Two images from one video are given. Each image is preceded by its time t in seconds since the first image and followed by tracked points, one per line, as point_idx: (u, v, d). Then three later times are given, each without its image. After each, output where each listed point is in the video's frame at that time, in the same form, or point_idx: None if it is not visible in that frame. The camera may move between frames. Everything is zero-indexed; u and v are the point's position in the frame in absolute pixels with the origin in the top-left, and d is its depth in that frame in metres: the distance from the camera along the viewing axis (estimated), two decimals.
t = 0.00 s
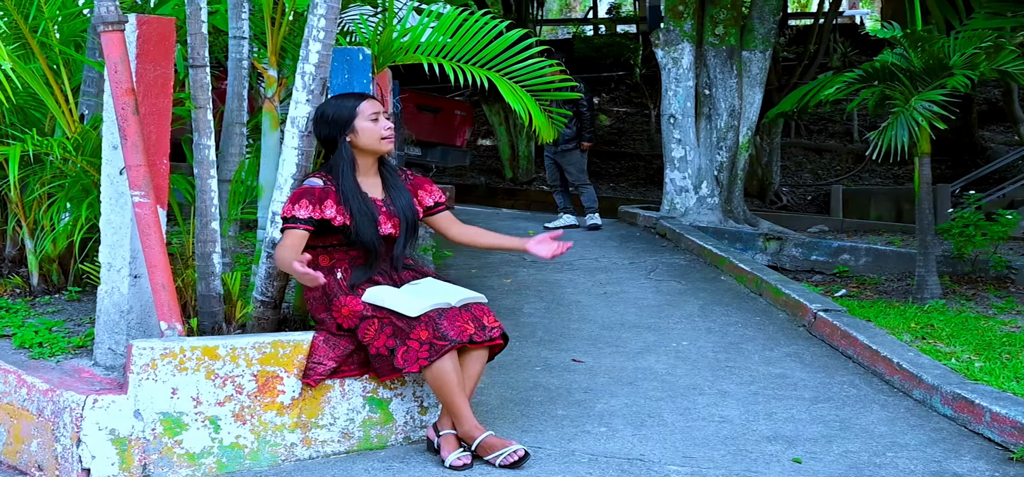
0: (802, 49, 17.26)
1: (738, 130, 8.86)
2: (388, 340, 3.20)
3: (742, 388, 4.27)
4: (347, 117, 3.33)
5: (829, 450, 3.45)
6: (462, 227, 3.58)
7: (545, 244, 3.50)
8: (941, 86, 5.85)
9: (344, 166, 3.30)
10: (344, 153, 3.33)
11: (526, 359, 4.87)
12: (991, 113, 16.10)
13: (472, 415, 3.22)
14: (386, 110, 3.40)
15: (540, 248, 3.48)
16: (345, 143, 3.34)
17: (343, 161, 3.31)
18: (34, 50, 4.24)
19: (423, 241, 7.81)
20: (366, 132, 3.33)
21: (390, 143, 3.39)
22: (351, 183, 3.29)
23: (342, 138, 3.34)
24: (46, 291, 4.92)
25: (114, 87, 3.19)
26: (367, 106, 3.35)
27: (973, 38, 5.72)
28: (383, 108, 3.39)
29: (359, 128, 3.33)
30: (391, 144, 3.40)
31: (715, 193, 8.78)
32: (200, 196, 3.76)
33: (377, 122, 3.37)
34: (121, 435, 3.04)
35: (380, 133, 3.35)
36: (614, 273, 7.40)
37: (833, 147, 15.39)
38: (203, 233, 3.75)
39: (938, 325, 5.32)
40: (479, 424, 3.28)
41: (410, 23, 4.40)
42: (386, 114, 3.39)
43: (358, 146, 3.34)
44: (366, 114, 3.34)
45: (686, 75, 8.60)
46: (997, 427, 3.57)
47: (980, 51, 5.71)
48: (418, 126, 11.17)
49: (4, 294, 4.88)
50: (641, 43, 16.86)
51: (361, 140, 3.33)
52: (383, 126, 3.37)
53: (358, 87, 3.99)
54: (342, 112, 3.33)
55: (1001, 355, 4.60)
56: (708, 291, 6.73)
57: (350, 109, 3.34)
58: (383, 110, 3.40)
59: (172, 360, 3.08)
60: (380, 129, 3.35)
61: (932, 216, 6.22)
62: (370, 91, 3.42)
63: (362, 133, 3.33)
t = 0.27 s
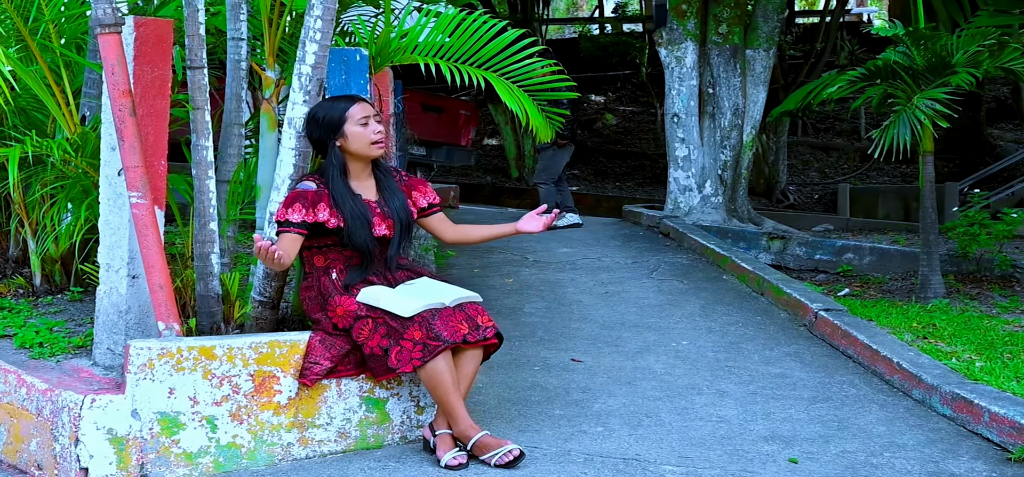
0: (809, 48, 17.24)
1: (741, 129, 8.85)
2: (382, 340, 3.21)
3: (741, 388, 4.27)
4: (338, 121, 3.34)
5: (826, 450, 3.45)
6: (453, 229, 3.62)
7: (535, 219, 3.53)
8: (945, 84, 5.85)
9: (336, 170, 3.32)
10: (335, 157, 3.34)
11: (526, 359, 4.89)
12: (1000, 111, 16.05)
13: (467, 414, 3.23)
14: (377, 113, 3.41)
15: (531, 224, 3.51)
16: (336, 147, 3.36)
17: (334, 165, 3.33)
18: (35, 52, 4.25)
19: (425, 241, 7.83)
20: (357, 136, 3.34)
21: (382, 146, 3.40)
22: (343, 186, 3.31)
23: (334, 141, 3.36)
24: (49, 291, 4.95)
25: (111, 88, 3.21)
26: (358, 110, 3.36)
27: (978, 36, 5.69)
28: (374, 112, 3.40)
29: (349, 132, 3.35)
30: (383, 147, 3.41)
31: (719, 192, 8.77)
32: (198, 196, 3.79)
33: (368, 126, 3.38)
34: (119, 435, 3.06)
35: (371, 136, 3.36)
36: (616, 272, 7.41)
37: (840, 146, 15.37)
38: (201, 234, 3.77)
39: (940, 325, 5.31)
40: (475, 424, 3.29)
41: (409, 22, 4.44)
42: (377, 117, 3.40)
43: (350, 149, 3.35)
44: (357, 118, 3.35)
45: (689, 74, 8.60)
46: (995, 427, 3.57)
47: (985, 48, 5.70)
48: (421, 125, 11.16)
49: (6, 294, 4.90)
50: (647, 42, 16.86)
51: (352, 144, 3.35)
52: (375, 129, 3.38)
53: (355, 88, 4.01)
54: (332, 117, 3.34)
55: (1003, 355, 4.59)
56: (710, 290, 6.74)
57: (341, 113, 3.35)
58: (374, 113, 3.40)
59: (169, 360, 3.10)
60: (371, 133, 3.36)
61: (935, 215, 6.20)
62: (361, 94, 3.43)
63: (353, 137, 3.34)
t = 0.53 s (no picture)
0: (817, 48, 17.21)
1: (746, 130, 8.82)
2: (379, 339, 3.22)
3: (740, 390, 4.25)
4: (346, 120, 3.36)
5: (824, 452, 3.44)
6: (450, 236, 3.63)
7: (530, 221, 3.53)
8: (950, 84, 5.84)
9: (342, 168, 3.35)
10: (342, 155, 3.36)
11: (526, 359, 4.90)
12: (1010, 112, 16.00)
13: (464, 414, 3.24)
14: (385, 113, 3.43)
15: (525, 226, 3.51)
16: (344, 145, 3.38)
17: (341, 163, 3.35)
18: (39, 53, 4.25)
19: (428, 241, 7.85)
20: (364, 135, 3.36)
21: (389, 146, 3.42)
22: (348, 184, 3.33)
23: (341, 139, 3.38)
24: (52, 290, 4.97)
25: (110, 88, 3.23)
26: (366, 109, 3.38)
27: (983, 35, 5.68)
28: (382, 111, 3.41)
29: (356, 130, 3.37)
30: (390, 147, 3.42)
31: (723, 193, 8.77)
32: (198, 196, 3.81)
33: (376, 125, 3.40)
34: (118, 433, 3.08)
35: (377, 135, 3.37)
36: (619, 273, 7.41)
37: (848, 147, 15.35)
38: (201, 233, 3.79)
39: (943, 326, 5.29)
40: (471, 424, 3.30)
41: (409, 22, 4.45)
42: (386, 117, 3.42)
43: (357, 148, 3.37)
44: (365, 116, 3.37)
45: (694, 74, 8.61)
46: (996, 430, 3.56)
47: (990, 48, 5.69)
48: (426, 126, 11.12)
49: (10, 293, 4.92)
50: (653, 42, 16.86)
51: (359, 143, 3.37)
52: (382, 129, 3.40)
53: (355, 88, 4.03)
54: (341, 115, 3.36)
55: (1006, 357, 4.57)
56: (712, 291, 6.74)
57: (349, 112, 3.37)
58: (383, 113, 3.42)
59: (167, 359, 3.12)
60: (377, 132, 3.38)
61: (940, 216, 6.18)
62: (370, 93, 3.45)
63: (360, 135, 3.36)
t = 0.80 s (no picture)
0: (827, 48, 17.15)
1: (755, 130, 8.79)
2: (380, 337, 3.22)
3: (745, 390, 4.18)
4: (357, 119, 3.38)
5: (827, 454, 3.42)
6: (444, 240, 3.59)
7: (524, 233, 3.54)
8: (959, 84, 5.82)
9: (353, 166, 3.36)
10: (352, 154, 3.38)
11: (530, 359, 4.89)
12: None
13: (465, 414, 3.24)
14: (398, 113, 3.42)
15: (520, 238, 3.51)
16: (354, 144, 3.40)
17: (353, 161, 3.36)
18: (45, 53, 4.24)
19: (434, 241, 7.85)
20: (372, 135, 3.37)
21: (398, 147, 3.41)
22: (357, 182, 3.33)
23: (352, 138, 3.40)
24: (58, 289, 4.97)
25: (114, 88, 3.23)
26: (378, 109, 3.38)
27: (992, 35, 5.71)
28: (394, 113, 3.41)
29: (366, 130, 3.38)
30: (398, 148, 3.41)
31: (732, 193, 8.74)
32: (201, 195, 3.82)
33: (386, 125, 3.39)
34: (119, 432, 3.09)
35: (385, 137, 3.37)
36: (625, 273, 7.40)
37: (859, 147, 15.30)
38: (204, 233, 3.80)
39: (950, 328, 5.26)
40: (472, 424, 3.29)
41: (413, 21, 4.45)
42: (397, 119, 3.41)
43: (366, 148, 3.39)
44: (375, 117, 3.37)
45: (702, 74, 8.58)
46: (1001, 433, 3.53)
47: (999, 48, 5.71)
48: (433, 126, 11.14)
49: (17, 292, 4.93)
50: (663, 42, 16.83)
51: (367, 143, 3.38)
52: (391, 130, 3.39)
53: (358, 88, 4.05)
54: (353, 113, 3.38)
55: (1013, 359, 4.54)
56: (718, 292, 6.72)
57: (361, 111, 3.38)
58: (395, 113, 3.41)
59: (169, 358, 3.13)
60: (386, 133, 3.37)
61: (949, 216, 6.15)
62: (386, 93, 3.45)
63: (369, 135, 3.37)
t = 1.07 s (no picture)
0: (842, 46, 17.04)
1: (767, 129, 8.75)
2: (382, 337, 3.21)
3: (751, 391, 4.15)
4: (359, 120, 3.38)
5: (832, 456, 3.38)
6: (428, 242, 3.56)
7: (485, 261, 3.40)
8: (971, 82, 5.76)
9: (354, 167, 3.36)
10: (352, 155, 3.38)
11: (535, 360, 4.87)
12: None
13: (467, 415, 3.22)
14: (397, 117, 3.35)
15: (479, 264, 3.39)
16: (358, 145, 3.40)
17: (354, 162, 3.37)
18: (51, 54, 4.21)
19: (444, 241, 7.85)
20: (369, 138, 3.35)
21: (394, 151, 3.35)
22: (357, 183, 3.32)
23: (356, 139, 3.40)
24: (65, 289, 4.96)
25: (115, 88, 3.22)
26: (376, 112, 3.35)
27: (1006, 32, 5.64)
28: (393, 116, 3.35)
29: (366, 132, 3.37)
30: (394, 152, 3.35)
31: (743, 193, 8.70)
32: (204, 196, 3.82)
33: (383, 128, 3.35)
34: (121, 432, 3.09)
35: (379, 140, 3.34)
36: (634, 273, 7.37)
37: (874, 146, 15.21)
38: (208, 233, 3.80)
39: (962, 329, 5.21)
40: (474, 425, 3.27)
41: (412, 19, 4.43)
42: (395, 122, 3.35)
43: (366, 149, 3.38)
44: (373, 119, 3.35)
45: (714, 73, 8.55)
46: (1010, 434, 3.49)
47: (1013, 45, 5.63)
48: (443, 127, 11.17)
49: (25, 292, 4.94)
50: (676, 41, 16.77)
51: (366, 145, 3.37)
52: (388, 134, 3.34)
53: (362, 87, 4.04)
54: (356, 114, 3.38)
55: None
56: (728, 292, 6.68)
57: (364, 112, 3.38)
58: (394, 117, 3.35)
59: (170, 358, 3.13)
60: (381, 137, 3.34)
61: (961, 216, 6.09)
62: (391, 95, 3.39)
63: (367, 137, 3.36)
